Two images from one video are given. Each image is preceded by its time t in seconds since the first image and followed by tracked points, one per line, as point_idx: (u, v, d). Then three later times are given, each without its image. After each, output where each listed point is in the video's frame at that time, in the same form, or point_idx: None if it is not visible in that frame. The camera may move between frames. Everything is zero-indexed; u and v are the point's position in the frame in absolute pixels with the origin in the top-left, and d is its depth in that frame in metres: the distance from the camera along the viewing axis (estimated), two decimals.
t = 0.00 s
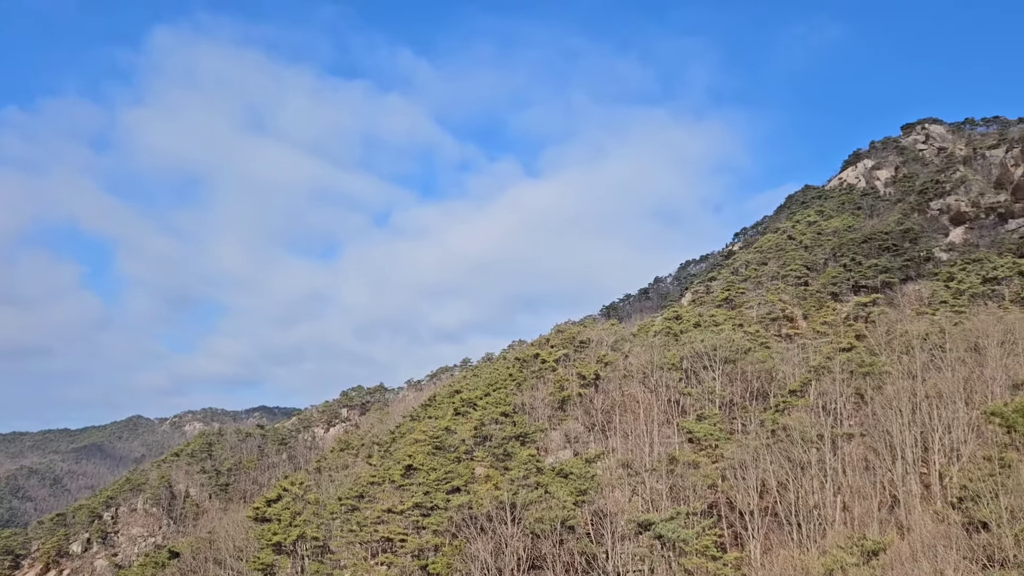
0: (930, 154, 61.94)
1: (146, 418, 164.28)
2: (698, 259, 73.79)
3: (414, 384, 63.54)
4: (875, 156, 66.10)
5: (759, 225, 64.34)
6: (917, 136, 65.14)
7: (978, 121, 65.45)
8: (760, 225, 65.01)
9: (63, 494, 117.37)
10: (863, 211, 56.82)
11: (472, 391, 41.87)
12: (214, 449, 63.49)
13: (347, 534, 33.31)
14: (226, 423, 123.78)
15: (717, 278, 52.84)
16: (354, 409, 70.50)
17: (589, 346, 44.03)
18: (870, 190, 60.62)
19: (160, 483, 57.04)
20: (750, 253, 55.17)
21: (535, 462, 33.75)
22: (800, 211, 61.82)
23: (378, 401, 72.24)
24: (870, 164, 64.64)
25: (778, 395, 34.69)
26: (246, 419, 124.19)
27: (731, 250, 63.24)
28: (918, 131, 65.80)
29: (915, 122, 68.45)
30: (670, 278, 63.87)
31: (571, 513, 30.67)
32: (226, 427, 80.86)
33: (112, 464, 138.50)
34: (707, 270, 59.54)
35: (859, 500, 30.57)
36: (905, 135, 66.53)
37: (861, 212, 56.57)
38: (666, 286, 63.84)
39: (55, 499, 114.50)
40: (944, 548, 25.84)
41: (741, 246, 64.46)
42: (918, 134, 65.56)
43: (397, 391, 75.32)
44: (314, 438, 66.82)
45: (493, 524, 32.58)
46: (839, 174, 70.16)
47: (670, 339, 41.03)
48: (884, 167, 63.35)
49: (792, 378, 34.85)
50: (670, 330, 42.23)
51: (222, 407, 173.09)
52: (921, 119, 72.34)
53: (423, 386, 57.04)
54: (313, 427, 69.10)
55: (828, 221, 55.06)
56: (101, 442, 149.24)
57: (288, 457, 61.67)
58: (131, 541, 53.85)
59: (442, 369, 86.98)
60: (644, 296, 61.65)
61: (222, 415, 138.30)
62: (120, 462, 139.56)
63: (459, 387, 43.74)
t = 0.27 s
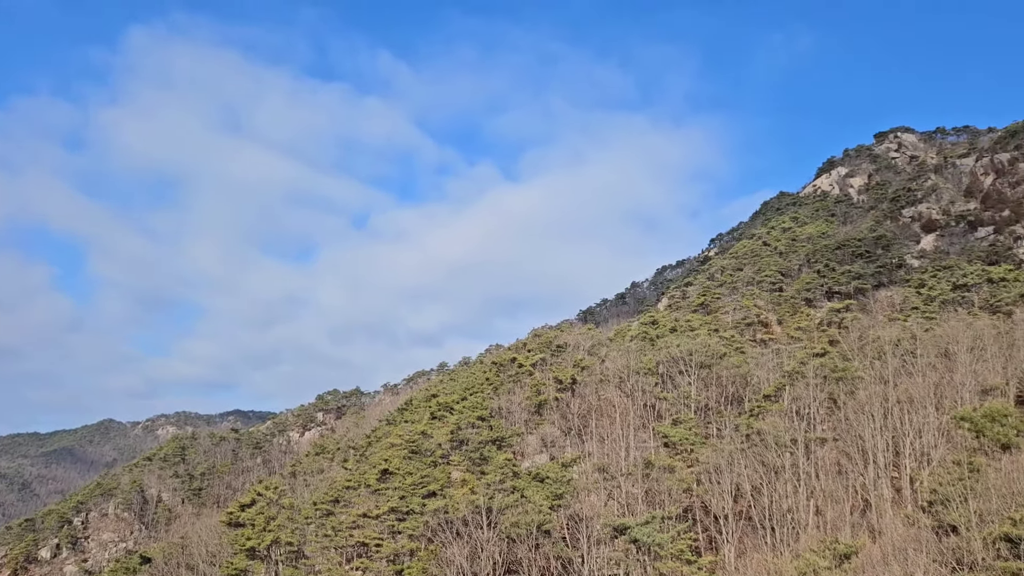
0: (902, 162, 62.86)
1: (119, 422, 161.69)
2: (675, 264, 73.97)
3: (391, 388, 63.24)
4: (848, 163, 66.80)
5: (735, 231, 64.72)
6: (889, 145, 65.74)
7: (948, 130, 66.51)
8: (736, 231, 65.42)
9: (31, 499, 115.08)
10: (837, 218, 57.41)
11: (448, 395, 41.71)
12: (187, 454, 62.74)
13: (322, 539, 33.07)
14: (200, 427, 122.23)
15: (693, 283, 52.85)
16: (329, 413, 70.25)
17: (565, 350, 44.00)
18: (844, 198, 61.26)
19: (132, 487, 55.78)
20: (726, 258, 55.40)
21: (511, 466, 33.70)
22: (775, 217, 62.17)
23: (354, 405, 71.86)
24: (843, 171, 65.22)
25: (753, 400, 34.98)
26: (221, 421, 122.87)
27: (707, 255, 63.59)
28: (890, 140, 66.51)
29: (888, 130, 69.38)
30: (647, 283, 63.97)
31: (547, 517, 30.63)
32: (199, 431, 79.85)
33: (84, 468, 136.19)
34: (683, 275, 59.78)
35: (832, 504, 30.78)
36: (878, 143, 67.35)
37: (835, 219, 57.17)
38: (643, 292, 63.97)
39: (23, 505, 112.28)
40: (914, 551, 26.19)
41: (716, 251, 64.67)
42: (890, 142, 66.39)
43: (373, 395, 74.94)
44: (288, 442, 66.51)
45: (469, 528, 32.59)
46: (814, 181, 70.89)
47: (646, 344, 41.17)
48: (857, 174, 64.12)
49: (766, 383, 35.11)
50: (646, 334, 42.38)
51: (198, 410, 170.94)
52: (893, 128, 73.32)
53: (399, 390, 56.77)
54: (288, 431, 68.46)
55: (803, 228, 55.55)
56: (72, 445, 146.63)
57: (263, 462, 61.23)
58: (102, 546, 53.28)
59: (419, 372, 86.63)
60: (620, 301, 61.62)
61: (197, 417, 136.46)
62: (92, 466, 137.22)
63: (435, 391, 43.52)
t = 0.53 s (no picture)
0: (872, 170, 63.70)
1: (88, 425, 158.52)
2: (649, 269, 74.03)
3: (365, 391, 62.87)
4: (820, 171, 67.53)
5: (708, 237, 64.99)
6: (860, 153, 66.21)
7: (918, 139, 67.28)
8: (709, 238, 65.78)
9: None
10: (809, 224, 58.02)
11: (423, 399, 41.54)
12: (158, 457, 61.87)
13: (294, 544, 32.82)
14: (170, 431, 120.12)
15: (667, 288, 52.75)
16: (303, 416, 69.97)
17: (540, 354, 43.89)
18: (815, 204, 61.94)
19: (101, 491, 54.17)
20: (700, 264, 55.55)
21: (485, 470, 33.63)
22: (748, 224, 62.45)
23: (327, 409, 71.38)
24: (815, 179, 65.92)
25: (726, 404, 35.31)
26: (191, 425, 120.78)
27: (681, 260, 63.83)
28: (862, 147, 66.99)
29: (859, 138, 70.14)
30: (622, 288, 64.03)
31: (521, 521, 30.54)
32: (169, 434, 78.64)
33: (51, 472, 133.30)
34: (657, 280, 59.92)
35: (802, 507, 31.01)
36: (850, 151, 68.09)
37: (807, 226, 57.74)
38: (618, 296, 64.08)
39: None
40: (882, 553, 26.52)
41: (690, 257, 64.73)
42: (861, 150, 67.09)
43: (347, 398, 74.53)
44: (261, 446, 65.95)
45: (442, 533, 32.34)
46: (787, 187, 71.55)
47: (620, 348, 41.31)
48: (828, 181, 65.00)
49: (739, 387, 35.37)
50: (620, 339, 42.52)
51: (170, 413, 168.24)
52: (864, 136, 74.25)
53: (373, 393, 56.46)
54: (261, 436, 67.78)
55: (775, 234, 56.06)
56: (39, 449, 143.46)
57: (234, 466, 60.82)
58: (69, 551, 52.48)
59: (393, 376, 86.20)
60: (595, 306, 61.46)
61: (166, 420, 133.94)
62: (59, 469, 134.38)
63: (409, 395, 43.26)
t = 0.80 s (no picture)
0: (841, 177, 64.60)
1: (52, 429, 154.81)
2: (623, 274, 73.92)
3: (337, 395, 62.44)
4: (791, 178, 68.43)
5: (681, 243, 65.63)
6: (830, 160, 67.13)
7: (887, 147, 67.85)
8: (681, 243, 66.21)
9: None
10: (779, 230, 58.77)
11: (396, 402, 41.38)
12: (125, 461, 60.85)
13: (265, 549, 32.63)
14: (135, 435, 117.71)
15: (640, 292, 53.13)
16: (274, 420, 69.72)
17: (514, 358, 44.26)
18: (785, 212, 62.80)
19: (66, 496, 53.46)
20: (672, 269, 56.02)
21: (458, 474, 33.58)
22: (720, 229, 63.08)
23: (300, 412, 70.87)
24: (785, 186, 66.74)
25: (697, 408, 35.63)
26: (159, 428, 118.55)
27: (653, 265, 64.00)
28: (831, 155, 67.84)
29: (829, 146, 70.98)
30: (595, 293, 63.85)
31: (494, 524, 30.73)
32: (136, 438, 77.17)
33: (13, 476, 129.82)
34: (630, 285, 60.05)
35: (772, 511, 31.04)
36: (820, 159, 68.86)
37: (778, 232, 58.47)
38: (591, 300, 63.74)
39: None
40: (851, 555, 26.70)
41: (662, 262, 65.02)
42: (831, 158, 67.61)
43: (319, 402, 74.20)
44: (231, 450, 65.42)
45: (414, 537, 31.83)
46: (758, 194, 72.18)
47: (593, 353, 41.54)
48: (797, 189, 66.06)
49: (710, 392, 35.67)
50: (594, 343, 42.76)
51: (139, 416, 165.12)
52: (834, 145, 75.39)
53: (346, 397, 56.09)
54: (231, 439, 67.72)
55: (746, 240, 56.65)
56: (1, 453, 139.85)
57: (203, 470, 60.31)
58: (32, 558, 50.27)
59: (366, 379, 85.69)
60: (570, 309, 61.24)
61: (133, 423, 131.23)
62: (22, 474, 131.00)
63: (382, 398, 43.00)
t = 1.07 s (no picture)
0: (811, 185, 65.33)
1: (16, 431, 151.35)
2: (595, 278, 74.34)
3: (309, 398, 62.01)
4: (761, 185, 69.09)
5: (653, 248, 66.14)
6: (800, 167, 68.06)
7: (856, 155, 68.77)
8: (654, 248, 66.68)
9: None
10: (750, 236, 59.25)
11: (368, 405, 41.11)
12: (91, 465, 59.78)
13: (234, 554, 32.33)
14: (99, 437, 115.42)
15: (612, 297, 53.47)
16: (244, 423, 69.24)
17: (487, 361, 44.11)
18: (756, 217, 63.49)
19: (30, 500, 52.32)
20: (645, 273, 56.40)
21: (430, 477, 33.39)
22: (692, 234, 63.69)
23: (270, 415, 70.21)
24: (756, 192, 67.35)
25: (669, 412, 35.83)
26: (125, 431, 116.17)
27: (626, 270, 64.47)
28: (801, 163, 68.66)
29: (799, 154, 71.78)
30: (568, 297, 63.83)
31: (465, 528, 30.66)
32: (102, 442, 75.74)
33: None
34: (603, 289, 60.44)
35: (742, 514, 31.39)
36: (790, 166, 69.54)
37: (749, 238, 58.95)
38: (564, 303, 63.68)
39: None
40: (818, 559, 26.77)
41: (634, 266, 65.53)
42: (801, 166, 68.30)
43: (290, 404, 73.91)
44: (200, 454, 64.81)
45: (385, 541, 31.69)
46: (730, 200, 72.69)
47: (566, 356, 41.60)
48: (768, 196, 66.70)
49: (682, 396, 35.93)
50: (566, 347, 42.81)
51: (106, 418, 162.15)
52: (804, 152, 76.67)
53: (317, 400, 55.80)
54: (200, 442, 67.22)
55: (718, 245, 57.14)
56: None
57: (172, 474, 59.65)
58: None
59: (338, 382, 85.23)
60: (543, 313, 61.36)
61: (99, 425, 128.53)
62: None
63: (354, 401, 42.64)
